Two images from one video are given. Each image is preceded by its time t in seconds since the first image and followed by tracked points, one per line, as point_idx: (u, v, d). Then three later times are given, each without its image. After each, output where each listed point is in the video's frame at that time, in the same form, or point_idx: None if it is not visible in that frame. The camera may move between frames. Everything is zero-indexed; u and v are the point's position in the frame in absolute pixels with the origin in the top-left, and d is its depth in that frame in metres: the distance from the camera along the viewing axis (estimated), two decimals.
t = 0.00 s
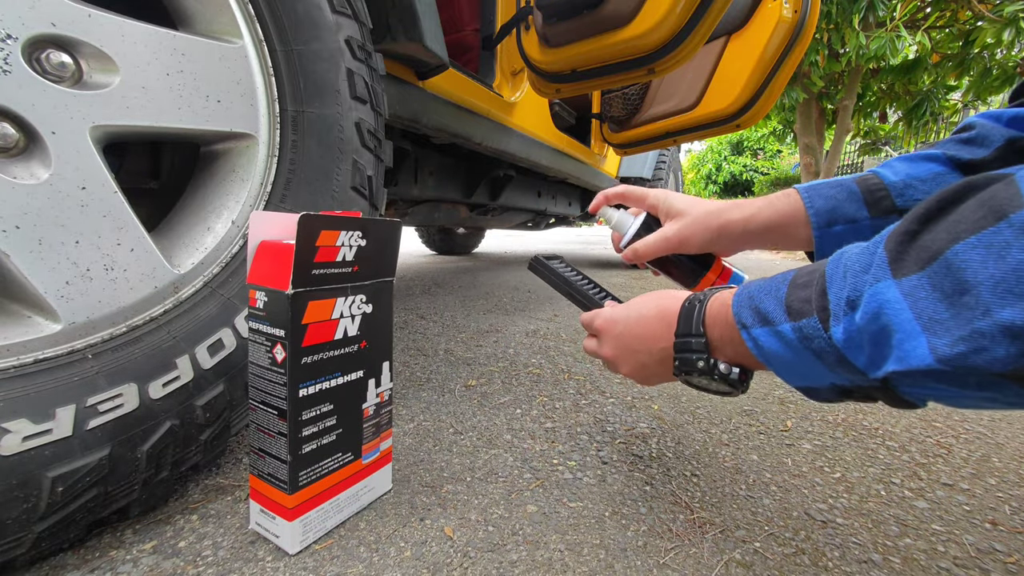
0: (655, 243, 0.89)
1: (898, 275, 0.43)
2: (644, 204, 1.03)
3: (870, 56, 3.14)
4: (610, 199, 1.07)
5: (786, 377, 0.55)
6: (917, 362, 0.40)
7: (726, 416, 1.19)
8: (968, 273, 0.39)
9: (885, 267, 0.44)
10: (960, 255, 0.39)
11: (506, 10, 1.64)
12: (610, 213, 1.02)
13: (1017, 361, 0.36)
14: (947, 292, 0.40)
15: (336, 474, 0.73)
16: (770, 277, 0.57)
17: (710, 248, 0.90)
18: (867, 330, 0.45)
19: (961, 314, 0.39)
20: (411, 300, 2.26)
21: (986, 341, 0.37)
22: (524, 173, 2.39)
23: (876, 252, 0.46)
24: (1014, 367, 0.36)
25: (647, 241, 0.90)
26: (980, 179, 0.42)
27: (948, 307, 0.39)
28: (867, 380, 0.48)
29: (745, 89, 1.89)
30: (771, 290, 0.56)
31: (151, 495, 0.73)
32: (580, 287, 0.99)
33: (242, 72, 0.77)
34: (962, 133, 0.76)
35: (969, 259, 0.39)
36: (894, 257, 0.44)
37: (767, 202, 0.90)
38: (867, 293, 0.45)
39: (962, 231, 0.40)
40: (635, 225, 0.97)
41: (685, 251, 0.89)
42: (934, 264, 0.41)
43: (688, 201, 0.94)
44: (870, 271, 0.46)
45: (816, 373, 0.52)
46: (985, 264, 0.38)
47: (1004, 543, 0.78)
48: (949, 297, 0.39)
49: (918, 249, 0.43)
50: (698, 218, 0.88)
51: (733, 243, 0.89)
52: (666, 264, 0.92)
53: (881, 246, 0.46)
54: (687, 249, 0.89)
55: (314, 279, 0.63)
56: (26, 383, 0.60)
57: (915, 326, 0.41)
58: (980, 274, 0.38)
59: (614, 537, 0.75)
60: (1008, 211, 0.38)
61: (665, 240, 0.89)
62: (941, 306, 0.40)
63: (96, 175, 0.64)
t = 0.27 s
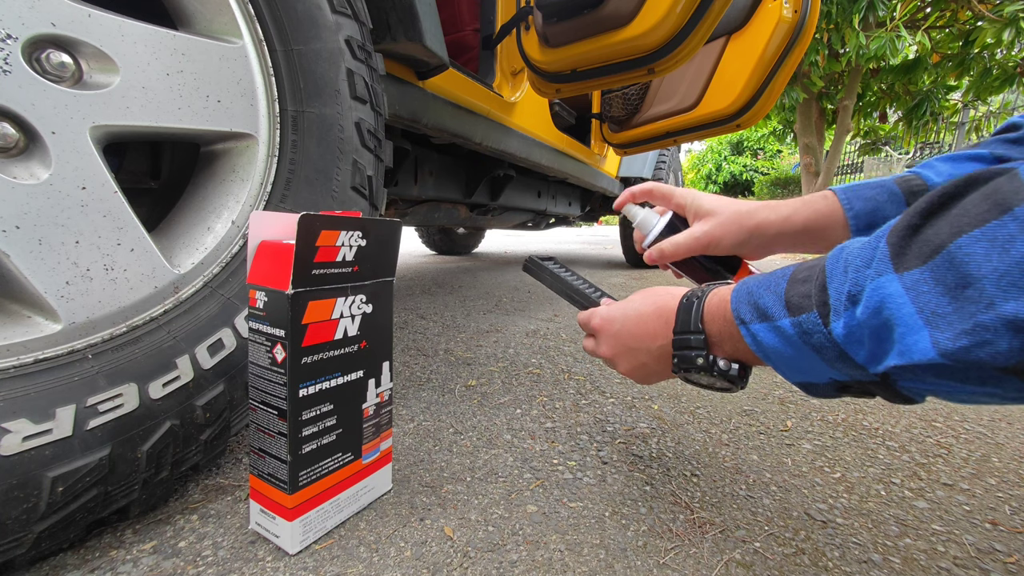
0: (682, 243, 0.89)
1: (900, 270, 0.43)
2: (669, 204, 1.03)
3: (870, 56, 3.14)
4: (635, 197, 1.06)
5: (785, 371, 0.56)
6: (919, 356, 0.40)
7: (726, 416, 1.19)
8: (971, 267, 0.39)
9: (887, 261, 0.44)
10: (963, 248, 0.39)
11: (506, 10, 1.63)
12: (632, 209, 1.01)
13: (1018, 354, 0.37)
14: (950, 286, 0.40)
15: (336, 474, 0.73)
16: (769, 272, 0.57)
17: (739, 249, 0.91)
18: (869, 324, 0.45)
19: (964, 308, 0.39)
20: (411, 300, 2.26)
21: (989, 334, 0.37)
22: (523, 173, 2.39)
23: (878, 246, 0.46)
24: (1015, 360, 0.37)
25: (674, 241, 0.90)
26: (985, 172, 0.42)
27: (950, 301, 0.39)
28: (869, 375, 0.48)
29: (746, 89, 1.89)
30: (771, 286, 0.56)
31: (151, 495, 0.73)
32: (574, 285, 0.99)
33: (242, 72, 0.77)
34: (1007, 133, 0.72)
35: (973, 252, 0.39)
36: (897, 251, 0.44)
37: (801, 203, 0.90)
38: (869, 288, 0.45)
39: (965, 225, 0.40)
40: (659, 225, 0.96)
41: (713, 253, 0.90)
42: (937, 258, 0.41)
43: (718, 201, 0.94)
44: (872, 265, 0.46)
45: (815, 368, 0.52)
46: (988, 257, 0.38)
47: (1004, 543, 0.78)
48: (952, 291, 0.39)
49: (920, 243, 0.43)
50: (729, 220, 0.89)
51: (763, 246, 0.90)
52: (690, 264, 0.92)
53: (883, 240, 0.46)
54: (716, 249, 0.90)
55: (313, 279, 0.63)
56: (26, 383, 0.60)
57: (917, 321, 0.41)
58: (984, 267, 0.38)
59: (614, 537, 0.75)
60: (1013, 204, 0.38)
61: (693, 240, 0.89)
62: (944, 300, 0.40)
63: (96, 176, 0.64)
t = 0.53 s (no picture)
0: (704, 254, 0.87)
1: (902, 263, 0.43)
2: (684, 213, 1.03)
3: (870, 56, 3.13)
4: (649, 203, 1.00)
5: (785, 366, 0.56)
6: (920, 349, 0.41)
7: (726, 416, 1.19)
8: (972, 261, 0.38)
9: (889, 255, 0.44)
10: (964, 242, 0.39)
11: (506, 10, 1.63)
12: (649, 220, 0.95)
13: (1018, 347, 0.37)
14: (950, 279, 0.40)
15: (336, 474, 0.73)
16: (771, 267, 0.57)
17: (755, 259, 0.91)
18: (869, 318, 0.45)
19: (964, 301, 0.39)
20: (411, 300, 2.26)
21: (989, 326, 0.37)
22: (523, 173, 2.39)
23: (880, 240, 0.46)
24: (1015, 353, 0.37)
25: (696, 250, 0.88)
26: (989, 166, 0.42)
27: (952, 294, 0.39)
28: (868, 369, 0.48)
29: (745, 89, 1.89)
30: (772, 280, 0.56)
31: (151, 495, 0.73)
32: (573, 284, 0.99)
33: (242, 72, 0.77)
34: None
35: (973, 245, 0.39)
36: (898, 245, 0.44)
37: (816, 215, 0.91)
38: (870, 281, 0.45)
39: (967, 218, 0.40)
40: (676, 234, 0.92)
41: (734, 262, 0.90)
42: (939, 252, 0.41)
43: (735, 213, 0.94)
44: (873, 259, 0.46)
45: (815, 363, 0.53)
46: (990, 250, 0.38)
47: (1004, 543, 0.78)
48: (952, 284, 0.39)
49: (922, 237, 0.43)
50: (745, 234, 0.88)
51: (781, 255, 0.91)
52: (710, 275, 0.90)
53: (885, 234, 0.46)
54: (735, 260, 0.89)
55: (313, 279, 0.63)
56: (26, 383, 0.60)
57: (917, 314, 0.41)
58: (985, 260, 0.38)
59: (614, 537, 0.75)
60: (1016, 197, 0.37)
61: (715, 251, 0.87)
62: (945, 293, 0.40)
63: (96, 176, 0.64)
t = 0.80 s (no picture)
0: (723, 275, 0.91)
1: (902, 258, 0.43)
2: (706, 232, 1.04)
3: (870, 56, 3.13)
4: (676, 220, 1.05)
5: (782, 363, 0.56)
6: (919, 345, 0.41)
7: (726, 416, 1.19)
8: (973, 255, 0.38)
9: (888, 250, 0.44)
10: (965, 236, 0.39)
11: (506, 10, 1.63)
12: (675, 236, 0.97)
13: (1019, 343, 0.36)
14: (951, 275, 0.39)
15: (336, 474, 0.73)
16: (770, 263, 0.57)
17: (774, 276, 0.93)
18: (868, 314, 0.45)
19: (964, 296, 0.38)
20: (411, 300, 2.26)
21: (989, 322, 0.37)
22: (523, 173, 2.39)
23: (880, 235, 0.46)
24: (1015, 349, 0.37)
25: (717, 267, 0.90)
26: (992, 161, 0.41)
27: (951, 290, 0.39)
28: (865, 366, 0.48)
29: (745, 89, 1.90)
30: (771, 276, 0.56)
31: (151, 495, 0.73)
32: (567, 282, 0.99)
33: (242, 72, 0.77)
34: None
35: (974, 240, 0.38)
36: (898, 240, 0.44)
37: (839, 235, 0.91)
38: (869, 276, 0.45)
39: (968, 213, 0.39)
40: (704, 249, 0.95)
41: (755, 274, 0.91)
42: (939, 247, 0.40)
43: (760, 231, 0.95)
44: (873, 254, 0.45)
45: (813, 359, 0.53)
46: (991, 245, 0.37)
47: (1004, 543, 0.78)
48: (953, 279, 0.39)
49: (923, 232, 0.43)
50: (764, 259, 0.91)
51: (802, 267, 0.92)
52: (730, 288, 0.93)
53: (884, 229, 0.46)
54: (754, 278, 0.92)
55: (313, 279, 0.63)
56: (26, 383, 0.60)
57: (916, 309, 0.41)
58: (986, 255, 0.37)
59: (614, 537, 0.75)
60: (1018, 192, 0.37)
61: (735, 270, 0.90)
62: (944, 289, 0.40)
63: (96, 176, 0.64)
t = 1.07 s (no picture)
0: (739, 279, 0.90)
1: (910, 254, 0.43)
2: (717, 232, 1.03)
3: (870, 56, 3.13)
4: (682, 219, 1.07)
5: (784, 361, 0.56)
6: (927, 341, 0.40)
7: (726, 416, 1.19)
8: (984, 250, 0.38)
9: (896, 245, 0.44)
10: (976, 231, 0.39)
11: (506, 10, 1.63)
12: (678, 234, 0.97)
13: None
14: (961, 270, 0.39)
15: (335, 474, 0.73)
16: (773, 261, 0.57)
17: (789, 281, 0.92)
18: (874, 311, 0.45)
19: (974, 292, 0.38)
20: (411, 300, 2.26)
21: (999, 318, 0.37)
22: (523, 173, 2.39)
23: (889, 230, 0.46)
24: None
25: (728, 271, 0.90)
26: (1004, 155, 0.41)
27: (962, 285, 0.39)
28: (869, 364, 0.48)
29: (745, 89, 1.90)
30: (773, 274, 0.56)
31: (151, 495, 0.73)
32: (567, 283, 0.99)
33: (242, 72, 0.77)
34: None
35: (986, 234, 0.38)
36: (907, 235, 0.44)
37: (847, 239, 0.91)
38: (877, 272, 0.45)
39: (978, 208, 0.39)
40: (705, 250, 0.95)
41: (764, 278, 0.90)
42: (949, 242, 0.40)
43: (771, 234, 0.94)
44: (880, 250, 0.45)
45: (816, 358, 0.52)
46: (1002, 239, 0.37)
47: (1004, 543, 0.78)
48: (962, 274, 0.39)
49: (932, 227, 0.43)
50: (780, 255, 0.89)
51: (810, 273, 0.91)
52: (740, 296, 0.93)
53: (893, 224, 0.46)
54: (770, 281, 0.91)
55: (314, 279, 0.63)
56: (26, 383, 0.60)
57: (925, 306, 0.41)
58: (997, 249, 0.37)
59: (614, 537, 0.75)
60: None
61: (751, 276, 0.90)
62: (954, 284, 0.39)
63: (96, 176, 0.64)
